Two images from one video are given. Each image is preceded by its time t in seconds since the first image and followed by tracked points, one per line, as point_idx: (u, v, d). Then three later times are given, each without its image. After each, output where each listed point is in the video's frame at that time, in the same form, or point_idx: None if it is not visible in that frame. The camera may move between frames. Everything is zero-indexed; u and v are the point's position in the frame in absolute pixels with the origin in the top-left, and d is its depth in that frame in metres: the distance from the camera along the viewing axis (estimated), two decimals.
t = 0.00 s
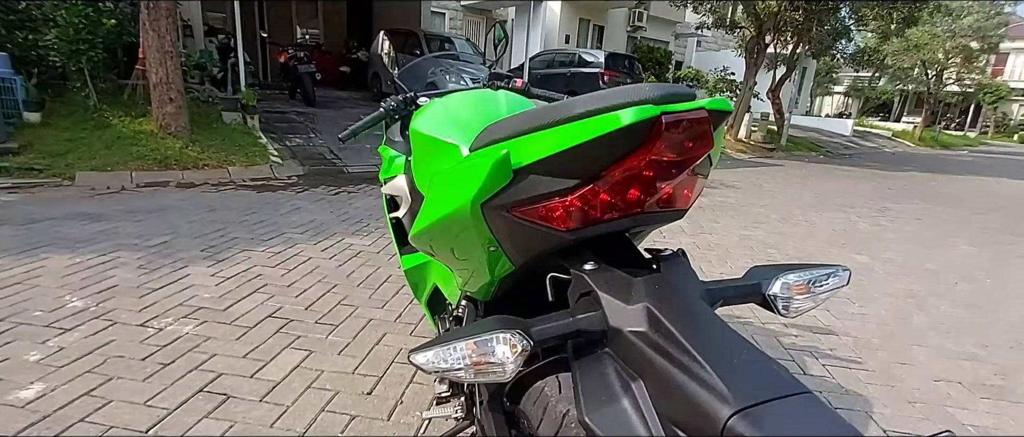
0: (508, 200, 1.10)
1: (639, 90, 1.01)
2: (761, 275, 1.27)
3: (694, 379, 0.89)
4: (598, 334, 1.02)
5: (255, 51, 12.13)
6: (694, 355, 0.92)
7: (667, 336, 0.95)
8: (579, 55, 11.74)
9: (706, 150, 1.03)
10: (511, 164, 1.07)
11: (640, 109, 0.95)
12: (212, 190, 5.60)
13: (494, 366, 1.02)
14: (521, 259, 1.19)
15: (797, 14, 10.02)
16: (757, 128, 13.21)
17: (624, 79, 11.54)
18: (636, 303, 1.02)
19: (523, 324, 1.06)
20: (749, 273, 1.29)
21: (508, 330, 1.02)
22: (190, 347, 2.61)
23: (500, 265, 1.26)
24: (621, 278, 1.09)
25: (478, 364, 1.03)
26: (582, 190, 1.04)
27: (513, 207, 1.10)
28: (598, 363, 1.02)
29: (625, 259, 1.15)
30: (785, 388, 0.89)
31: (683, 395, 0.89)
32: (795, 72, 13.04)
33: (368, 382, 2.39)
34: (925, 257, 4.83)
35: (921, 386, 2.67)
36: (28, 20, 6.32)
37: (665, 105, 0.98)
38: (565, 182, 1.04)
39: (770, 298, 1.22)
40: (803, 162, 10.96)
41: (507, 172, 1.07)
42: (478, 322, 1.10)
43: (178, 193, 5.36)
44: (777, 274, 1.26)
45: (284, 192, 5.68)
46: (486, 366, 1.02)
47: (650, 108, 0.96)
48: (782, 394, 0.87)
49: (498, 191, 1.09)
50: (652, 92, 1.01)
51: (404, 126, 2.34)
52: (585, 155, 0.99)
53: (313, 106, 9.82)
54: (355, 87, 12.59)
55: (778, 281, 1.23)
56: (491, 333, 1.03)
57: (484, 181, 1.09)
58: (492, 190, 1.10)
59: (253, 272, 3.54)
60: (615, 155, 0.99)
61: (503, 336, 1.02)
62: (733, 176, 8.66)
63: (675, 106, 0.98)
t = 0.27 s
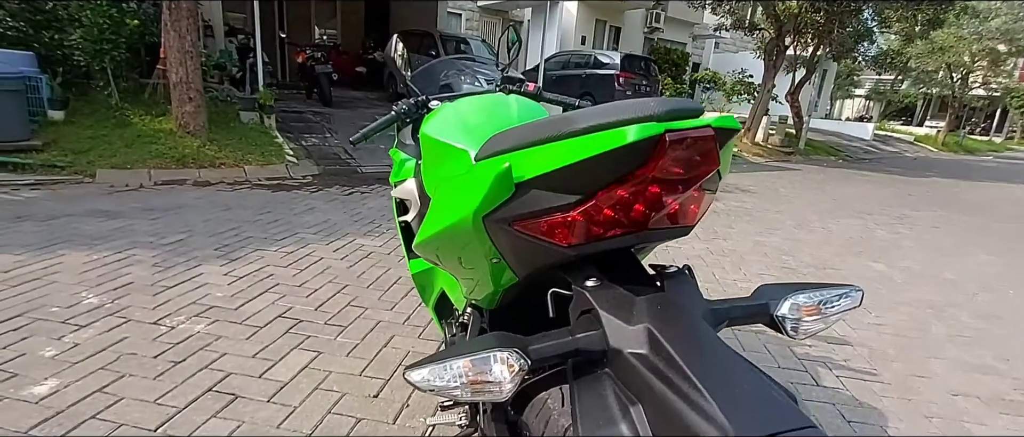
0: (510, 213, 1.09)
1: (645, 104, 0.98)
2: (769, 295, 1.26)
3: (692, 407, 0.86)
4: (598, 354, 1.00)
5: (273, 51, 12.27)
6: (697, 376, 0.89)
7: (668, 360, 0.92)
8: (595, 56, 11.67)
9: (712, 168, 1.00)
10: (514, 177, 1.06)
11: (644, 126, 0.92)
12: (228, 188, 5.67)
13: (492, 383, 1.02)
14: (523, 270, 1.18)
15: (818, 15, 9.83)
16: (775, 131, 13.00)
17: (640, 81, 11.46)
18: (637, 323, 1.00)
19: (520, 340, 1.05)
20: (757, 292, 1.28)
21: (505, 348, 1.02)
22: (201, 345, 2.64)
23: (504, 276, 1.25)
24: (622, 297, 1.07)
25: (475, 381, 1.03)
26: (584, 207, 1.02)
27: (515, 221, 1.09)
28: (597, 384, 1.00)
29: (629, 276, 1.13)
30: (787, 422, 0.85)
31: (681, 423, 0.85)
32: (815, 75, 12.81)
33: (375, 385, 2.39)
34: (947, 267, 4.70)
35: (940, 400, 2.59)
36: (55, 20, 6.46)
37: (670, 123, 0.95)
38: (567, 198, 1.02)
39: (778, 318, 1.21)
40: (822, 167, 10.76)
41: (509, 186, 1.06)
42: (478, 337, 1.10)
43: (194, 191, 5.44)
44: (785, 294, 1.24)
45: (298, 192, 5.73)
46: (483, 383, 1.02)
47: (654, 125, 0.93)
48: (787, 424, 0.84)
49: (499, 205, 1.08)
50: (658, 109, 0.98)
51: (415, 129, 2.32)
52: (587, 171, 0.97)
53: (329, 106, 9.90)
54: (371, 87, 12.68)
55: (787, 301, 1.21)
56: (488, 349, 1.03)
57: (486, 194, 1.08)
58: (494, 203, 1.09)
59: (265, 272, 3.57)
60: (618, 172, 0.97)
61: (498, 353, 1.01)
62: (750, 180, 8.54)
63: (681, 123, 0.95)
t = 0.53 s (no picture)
0: (505, 219, 1.09)
1: (641, 110, 0.99)
2: (775, 311, 1.25)
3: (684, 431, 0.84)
4: (591, 369, 1.00)
5: (292, 51, 12.41)
6: (689, 392, 0.88)
7: (661, 379, 0.92)
8: (611, 57, 11.59)
9: (710, 178, 1.00)
10: (508, 182, 1.06)
11: (639, 133, 0.93)
12: (244, 187, 5.74)
13: (480, 398, 1.02)
14: (521, 278, 1.19)
15: (841, 17, 9.63)
16: (795, 134, 12.78)
17: (656, 83, 11.36)
18: (631, 339, 1.00)
19: (510, 355, 1.05)
20: (763, 308, 1.27)
21: (493, 363, 1.03)
22: (212, 342, 2.66)
23: (501, 280, 1.26)
24: (617, 310, 1.07)
25: (463, 397, 1.03)
26: (579, 214, 1.02)
27: (510, 227, 1.10)
28: (588, 399, 0.99)
29: (628, 289, 1.14)
30: None
31: None
32: (837, 78, 12.57)
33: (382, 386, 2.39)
34: (971, 276, 4.56)
35: (962, 415, 2.50)
36: (80, 20, 6.61)
37: (668, 128, 0.95)
38: (562, 205, 1.03)
39: (784, 335, 1.20)
40: (842, 171, 10.56)
41: (503, 191, 1.07)
42: (469, 351, 1.10)
43: (211, 189, 5.51)
44: (791, 310, 1.24)
45: (313, 191, 5.78)
46: (471, 399, 1.03)
47: (649, 131, 0.93)
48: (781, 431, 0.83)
49: (494, 210, 1.09)
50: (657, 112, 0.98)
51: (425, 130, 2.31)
52: (581, 178, 0.98)
53: (345, 106, 9.98)
54: (387, 87, 12.75)
55: (793, 318, 1.21)
56: (476, 364, 1.04)
57: (481, 199, 1.09)
58: (488, 209, 1.10)
59: (277, 270, 3.60)
60: (612, 180, 0.97)
61: (487, 368, 1.02)
62: (768, 184, 8.40)
63: (677, 129, 0.95)
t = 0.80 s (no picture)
0: (499, 224, 1.08)
1: (637, 109, 0.95)
2: (788, 324, 1.21)
3: None
4: (586, 384, 0.98)
5: (312, 54, 12.56)
6: (684, 408, 0.86)
7: (657, 399, 0.89)
8: (630, 57, 11.47)
9: (711, 181, 0.94)
10: (500, 186, 1.05)
11: (631, 135, 0.89)
12: (264, 187, 5.81)
13: (468, 413, 1.01)
14: (521, 284, 1.18)
15: (868, 14, 9.38)
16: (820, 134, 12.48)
17: (676, 82, 11.22)
18: (627, 354, 0.97)
19: (500, 369, 1.03)
20: (775, 320, 1.23)
21: (481, 377, 1.01)
22: (228, 341, 2.69)
23: (499, 284, 1.24)
24: (615, 322, 1.04)
25: (451, 412, 1.02)
26: (573, 219, 1.00)
27: (504, 233, 1.08)
28: (583, 416, 0.96)
29: (628, 300, 1.11)
30: None
31: None
32: (864, 76, 12.24)
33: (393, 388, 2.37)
34: (1005, 282, 4.38)
35: (994, 428, 2.39)
36: (108, 24, 6.80)
37: (666, 128, 0.91)
38: (555, 210, 1.01)
39: (796, 351, 1.17)
40: (868, 173, 10.28)
41: (495, 195, 1.05)
42: (459, 364, 1.09)
43: (232, 189, 5.59)
44: (804, 325, 1.20)
45: (330, 191, 5.83)
46: (460, 414, 1.02)
47: (644, 132, 0.89)
48: None
49: (487, 215, 1.07)
50: (655, 111, 0.94)
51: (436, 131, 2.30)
52: (573, 182, 0.96)
53: (364, 107, 10.07)
54: (406, 88, 12.83)
55: (806, 333, 1.18)
56: (464, 379, 1.02)
57: (473, 202, 1.07)
58: (481, 214, 1.08)
59: (293, 270, 3.63)
60: (605, 184, 0.94)
61: (475, 383, 1.00)
62: (790, 185, 8.22)
63: (674, 129, 0.90)
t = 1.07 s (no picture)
0: (489, 232, 1.08)
1: (627, 112, 0.94)
2: (794, 338, 1.20)
3: None
4: (575, 400, 1.00)
5: (330, 56, 12.71)
6: (670, 417, 0.85)
7: (647, 419, 0.86)
8: (647, 56, 11.35)
9: (704, 189, 0.92)
10: (490, 193, 1.05)
11: (617, 139, 0.89)
12: (281, 188, 5.88)
13: (453, 426, 0.99)
14: (516, 291, 1.17)
15: (893, 9, 9.14)
16: (843, 133, 12.19)
17: (695, 81, 11.06)
18: (617, 371, 0.96)
19: (487, 384, 1.03)
20: (782, 334, 1.23)
21: (469, 392, 1.00)
22: (242, 341, 2.72)
23: (495, 290, 1.24)
24: (606, 335, 1.03)
25: (435, 425, 1.00)
26: (564, 225, 1.01)
27: (495, 240, 1.08)
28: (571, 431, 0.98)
29: (623, 312, 1.09)
30: None
31: None
32: (889, 74, 11.92)
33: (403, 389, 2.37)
34: None
35: None
36: (133, 30, 7.01)
37: (654, 132, 0.90)
38: (546, 216, 1.01)
39: (802, 366, 1.16)
40: (894, 172, 10.01)
41: (485, 201, 1.06)
42: (445, 377, 1.07)
43: (250, 191, 5.68)
44: (812, 339, 1.19)
45: (346, 192, 5.89)
46: (445, 427, 0.99)
47: (630, 137, 0.89)
48: None
49: (477, 222, 1.07)
50: (645, 114, 0.93)
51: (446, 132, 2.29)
52: (562, 188, 0.96)
53: (380, 109, 10.15)
54: (422, 90, 12.90)
55: (812, 348, 1.16)
56: (451, 392, 1.01)
57: (462, 209, 1.07)
58: (471, 220, 1.08)
59: (307, 270, 3.66)
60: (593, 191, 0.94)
61: (463, 397, 0.99)
62: (812, 185, 8.04)
63: (662, 134, 0.90)
